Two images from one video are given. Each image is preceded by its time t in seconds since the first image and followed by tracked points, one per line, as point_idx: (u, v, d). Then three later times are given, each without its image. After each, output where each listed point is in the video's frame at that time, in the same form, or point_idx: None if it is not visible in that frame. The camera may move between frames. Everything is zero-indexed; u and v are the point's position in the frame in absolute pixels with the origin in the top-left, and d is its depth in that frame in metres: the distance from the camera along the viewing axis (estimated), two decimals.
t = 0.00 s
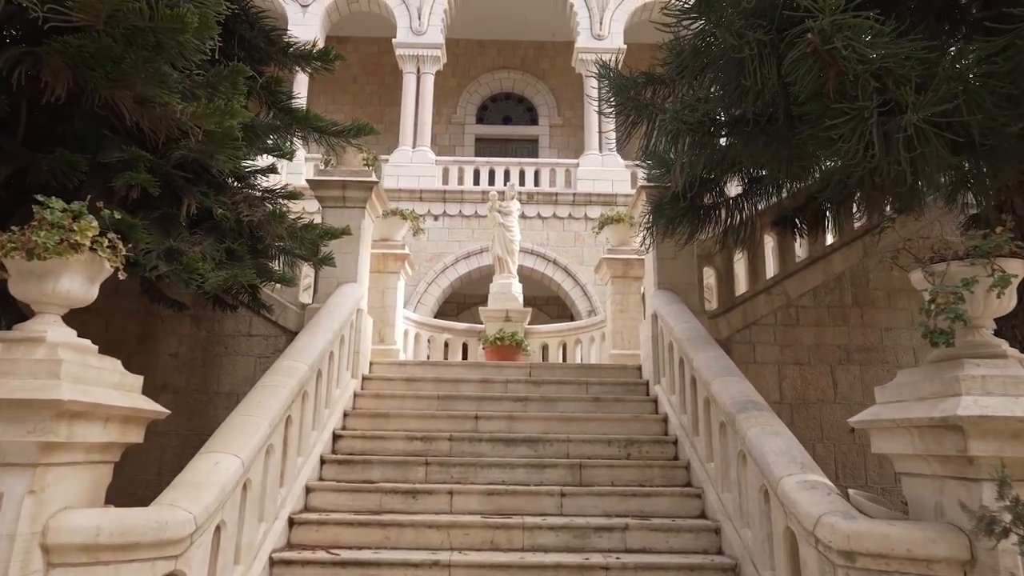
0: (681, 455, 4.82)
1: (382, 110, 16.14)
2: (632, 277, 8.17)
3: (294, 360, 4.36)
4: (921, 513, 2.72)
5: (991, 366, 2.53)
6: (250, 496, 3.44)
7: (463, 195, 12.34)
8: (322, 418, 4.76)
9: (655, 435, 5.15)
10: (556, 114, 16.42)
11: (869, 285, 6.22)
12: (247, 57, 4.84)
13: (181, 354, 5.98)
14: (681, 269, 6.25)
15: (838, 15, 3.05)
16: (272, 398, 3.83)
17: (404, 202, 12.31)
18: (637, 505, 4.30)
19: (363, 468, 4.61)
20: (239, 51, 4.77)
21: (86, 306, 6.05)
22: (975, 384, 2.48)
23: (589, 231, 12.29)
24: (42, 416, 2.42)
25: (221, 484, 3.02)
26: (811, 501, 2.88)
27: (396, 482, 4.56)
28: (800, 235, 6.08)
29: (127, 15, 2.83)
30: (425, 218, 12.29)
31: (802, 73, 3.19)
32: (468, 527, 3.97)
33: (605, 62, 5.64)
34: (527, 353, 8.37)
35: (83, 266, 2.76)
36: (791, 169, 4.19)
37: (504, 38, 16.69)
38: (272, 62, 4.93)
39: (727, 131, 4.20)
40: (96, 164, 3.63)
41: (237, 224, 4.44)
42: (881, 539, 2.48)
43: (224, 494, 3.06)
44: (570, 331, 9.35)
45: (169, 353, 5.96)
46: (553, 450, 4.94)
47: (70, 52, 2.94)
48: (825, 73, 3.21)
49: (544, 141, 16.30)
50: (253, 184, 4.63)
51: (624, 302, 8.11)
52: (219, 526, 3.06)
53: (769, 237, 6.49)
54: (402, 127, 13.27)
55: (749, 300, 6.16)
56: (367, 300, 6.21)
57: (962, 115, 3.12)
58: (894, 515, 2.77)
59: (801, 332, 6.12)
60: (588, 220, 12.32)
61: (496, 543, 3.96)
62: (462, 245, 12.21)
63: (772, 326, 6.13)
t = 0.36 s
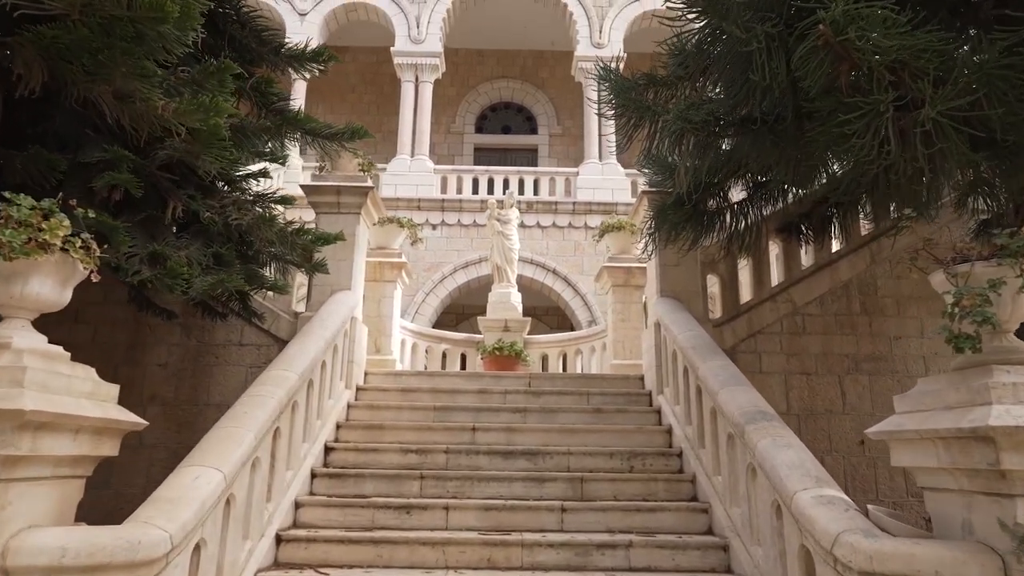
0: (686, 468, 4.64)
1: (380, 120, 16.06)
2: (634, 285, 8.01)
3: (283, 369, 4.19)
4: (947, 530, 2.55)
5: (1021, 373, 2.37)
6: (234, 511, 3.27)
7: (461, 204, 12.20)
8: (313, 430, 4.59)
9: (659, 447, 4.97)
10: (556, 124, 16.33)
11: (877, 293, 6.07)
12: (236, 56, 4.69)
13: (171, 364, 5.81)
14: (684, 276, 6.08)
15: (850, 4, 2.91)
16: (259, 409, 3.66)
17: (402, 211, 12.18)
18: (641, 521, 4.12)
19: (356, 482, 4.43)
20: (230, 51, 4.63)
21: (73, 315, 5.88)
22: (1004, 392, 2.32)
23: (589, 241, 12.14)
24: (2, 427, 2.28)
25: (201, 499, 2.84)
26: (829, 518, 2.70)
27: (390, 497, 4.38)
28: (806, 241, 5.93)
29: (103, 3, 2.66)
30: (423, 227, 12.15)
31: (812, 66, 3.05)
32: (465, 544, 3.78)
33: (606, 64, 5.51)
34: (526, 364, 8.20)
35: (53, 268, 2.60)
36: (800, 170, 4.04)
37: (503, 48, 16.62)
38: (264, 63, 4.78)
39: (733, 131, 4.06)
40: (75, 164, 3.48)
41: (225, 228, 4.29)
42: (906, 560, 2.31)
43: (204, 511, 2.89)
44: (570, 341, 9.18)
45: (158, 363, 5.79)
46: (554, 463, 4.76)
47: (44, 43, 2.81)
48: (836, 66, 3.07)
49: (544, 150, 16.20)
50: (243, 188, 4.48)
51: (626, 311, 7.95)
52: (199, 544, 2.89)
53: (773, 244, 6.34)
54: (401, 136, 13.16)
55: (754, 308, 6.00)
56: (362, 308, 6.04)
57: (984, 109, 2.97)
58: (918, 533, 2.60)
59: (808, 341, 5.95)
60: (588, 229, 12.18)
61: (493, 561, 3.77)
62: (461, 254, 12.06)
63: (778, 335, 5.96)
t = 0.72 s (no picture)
0: (693, 478, 4.45)
1: (379, 127, 15.95)
2: (635, 292, 7.85)
3: (272, 374, 4.01)
4: (980, 545, 2.38)
5: None
6: (216, 524, 3.08)
7: (460, 210, 12.06)
8: (304, 439, 4.40)
9: (664, 457, 4.79)
10: (555, 131, 16.22)
11: (887, 298, 5.91)
12: (228, 53, 4.56)
13: (159, 371, 5.63)
14: (689, 281, 5.91)
15: None
16: (245, 416, 3.48)
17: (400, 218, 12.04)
18: (646, 534, 3.93)
19: (348, 494, 4.24)
20: (220, 46, 4.48)
21: (59, 320, 5.71)
22: None
23: (589, 248, 11.98)
24: None
25: (178, 511, 2.66)
26: (850, 531, 2.52)
27: (384, 508, 4.19)
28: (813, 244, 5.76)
29: None
30: (422, 234, 12.00)
31: (827, 54, 2.89)
32: (461, 559, 3.60)
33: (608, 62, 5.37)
34: (525, 372, 8.01)
35: (22, 262, 2.45)
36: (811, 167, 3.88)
37: (503, 55, 16.53)
38: (256, 60, 4.64)
39: (741, 127, 3.90)
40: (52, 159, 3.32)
41: (213, 228, 4.12)
42: None
43: (183, 524, 2.71)
44: (571, 349, 9.00)
45: (146, 370, 5.61)
46: (555, 474, 4.58)
47: (15, 27, 2.62)
48: (852, 54, 2.91)
49: (543, 158, 16.08)
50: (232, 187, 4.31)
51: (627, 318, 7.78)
52: (177, 559, 2.70)
53: (780, 248, 6.18)
54: (399, 143, 13.03)
55: (760, 314, 5.82)
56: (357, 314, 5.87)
57: (1010, 98, 2.81)
58: (947, 548, 2.44)
59: (816, 347, 5.78)
60: (589, 236, 12.03)
61: None
62: (459, 261, 11.90)
63: (785, 341, 5.79)
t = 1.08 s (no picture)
0: (703, 490, 4.24)
1: (378, 135, 15.82)
2: (639, 298, 7.66)
3: (261, 379, 3.82)
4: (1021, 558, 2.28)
5: None
6: (196, 539, 2.88)
7: (459, 217, 11.89)
8: (294, 448, 4.20)
9: (671, 467, 4.59)
10: (556, 139, 16.08)
11: (900, 302, 5.72)
12: (219, 48, 4.40)
13: (147, 378, 5.43)
14: (694, 285, 5.72)
15: None
16: (231, 423, 3.28)
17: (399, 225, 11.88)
18: (655, 548, 3.72)
19: (340, 506, 4.03)
20: (210, 40, 4.32)
21: (44, 326, 5.52)
22: None
23: (590, 255, 11.80)
24: None
25: (153, 526, 2.47)
26: (881, 546, 2.32)
27: (378, 522, 3.98)
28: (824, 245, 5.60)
29: None
30: (421, 241, 11.82)
31: (848, 35, 2.73)
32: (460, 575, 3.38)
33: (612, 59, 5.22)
34: (526, 380, 7.81)
35: None
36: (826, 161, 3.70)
37: (503, 63, 16.42)
38: (247, 55, 4.46)
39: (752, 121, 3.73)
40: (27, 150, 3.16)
41: (200, 227, 3.95)
42: None
43: (158, 540, 2.51)
44: (573, 357, 8.80)
45: (133, 378, 5.41)
46: (557, 485, 4.38)
47: None
48: (874, 36, 2.75)
49: (544, 165, 15.94)
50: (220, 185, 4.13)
51: (631, 325, 7.59)
52: None
53: (788, 252, 6.00)
54: (398, 149, 12.89)
55: (769, 319, 5.63)
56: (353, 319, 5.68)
57: None
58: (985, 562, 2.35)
59: (827, 353, 5.59)
60: (590, 243, 11.86)
61: None
62: (459, 269, 11.72)
63: (795, 348, 5.60)
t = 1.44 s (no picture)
0: (712, 503, 4.05)
1: (377, 143, 15.70)
2: (642, 305, 7.49)
3: (250, 385, 3.64)
4: None
5: None
6: (175, 555, 2.69)
7: (459, 225, 11.74)
8: (284, 459, 4.01)
9: (679, 478, 4.39)
10: (556, 147, 15.97)
11: (912, 308, 5.56)
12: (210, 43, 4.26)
13: (135, 386, 5.25)
14: (700, 289, 5.54)
15: None
16: (215, 430, 3.10)
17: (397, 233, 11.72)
18: (664, 564, 3.53)
19: (332, 519, 3.84)
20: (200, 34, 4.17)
21: (28, 332, 5.34)
22: None
23: (592, 263, 11.64)
24: None
25: (125, 541, 2.29)
26: (916, 564, 2.14)
27: (371, 536, 3.79)
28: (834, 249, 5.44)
29: None
30: (419, 249, 11.66)
31: (869, 17, 2.58)
32: None
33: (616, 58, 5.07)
34: (526, 390, 7.62)
35: None
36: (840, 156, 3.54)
37: (503, 71, 16.33)
38: (239, 50, 4.31)
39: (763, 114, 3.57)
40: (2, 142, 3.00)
41: (186, 226, 3.78)
42: None
43: (132, 555, 2.33)
44: (574, 366, 8.62)
45: (120, 386, 5.23)
46: (560, 497, 4.19)
47: None
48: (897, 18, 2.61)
49: (544, 173, 15.80)
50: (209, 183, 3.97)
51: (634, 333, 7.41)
52: None
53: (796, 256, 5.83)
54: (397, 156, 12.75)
55: (778, 325, 5.45)
56: (348, 325, 5.51)
57: None
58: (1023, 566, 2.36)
59: (838, 361, 5.40)
60: (591, 251, 11.70)
61: None
62: (458, 277, 11.55)
63: (804, 355, 5.41)
